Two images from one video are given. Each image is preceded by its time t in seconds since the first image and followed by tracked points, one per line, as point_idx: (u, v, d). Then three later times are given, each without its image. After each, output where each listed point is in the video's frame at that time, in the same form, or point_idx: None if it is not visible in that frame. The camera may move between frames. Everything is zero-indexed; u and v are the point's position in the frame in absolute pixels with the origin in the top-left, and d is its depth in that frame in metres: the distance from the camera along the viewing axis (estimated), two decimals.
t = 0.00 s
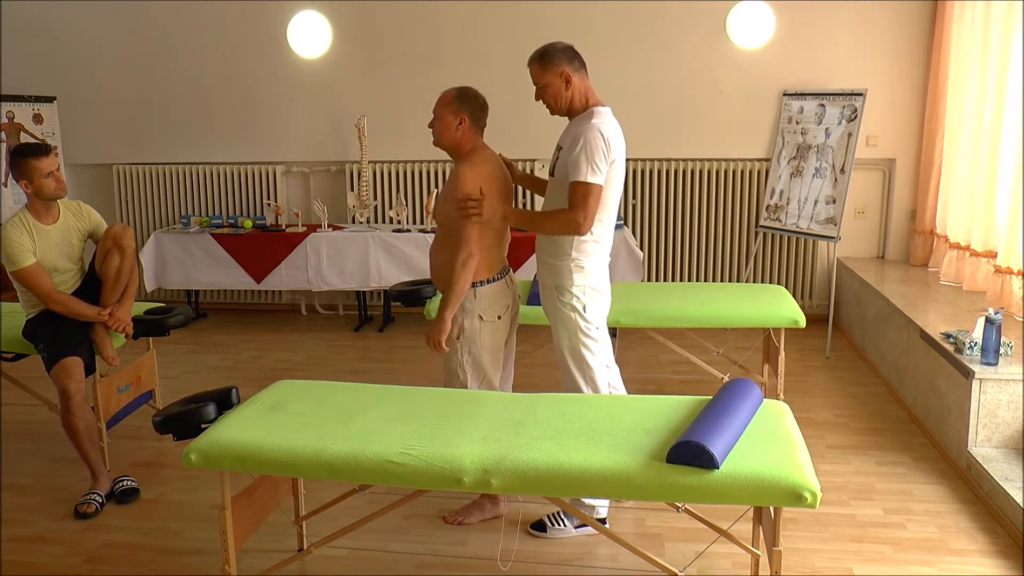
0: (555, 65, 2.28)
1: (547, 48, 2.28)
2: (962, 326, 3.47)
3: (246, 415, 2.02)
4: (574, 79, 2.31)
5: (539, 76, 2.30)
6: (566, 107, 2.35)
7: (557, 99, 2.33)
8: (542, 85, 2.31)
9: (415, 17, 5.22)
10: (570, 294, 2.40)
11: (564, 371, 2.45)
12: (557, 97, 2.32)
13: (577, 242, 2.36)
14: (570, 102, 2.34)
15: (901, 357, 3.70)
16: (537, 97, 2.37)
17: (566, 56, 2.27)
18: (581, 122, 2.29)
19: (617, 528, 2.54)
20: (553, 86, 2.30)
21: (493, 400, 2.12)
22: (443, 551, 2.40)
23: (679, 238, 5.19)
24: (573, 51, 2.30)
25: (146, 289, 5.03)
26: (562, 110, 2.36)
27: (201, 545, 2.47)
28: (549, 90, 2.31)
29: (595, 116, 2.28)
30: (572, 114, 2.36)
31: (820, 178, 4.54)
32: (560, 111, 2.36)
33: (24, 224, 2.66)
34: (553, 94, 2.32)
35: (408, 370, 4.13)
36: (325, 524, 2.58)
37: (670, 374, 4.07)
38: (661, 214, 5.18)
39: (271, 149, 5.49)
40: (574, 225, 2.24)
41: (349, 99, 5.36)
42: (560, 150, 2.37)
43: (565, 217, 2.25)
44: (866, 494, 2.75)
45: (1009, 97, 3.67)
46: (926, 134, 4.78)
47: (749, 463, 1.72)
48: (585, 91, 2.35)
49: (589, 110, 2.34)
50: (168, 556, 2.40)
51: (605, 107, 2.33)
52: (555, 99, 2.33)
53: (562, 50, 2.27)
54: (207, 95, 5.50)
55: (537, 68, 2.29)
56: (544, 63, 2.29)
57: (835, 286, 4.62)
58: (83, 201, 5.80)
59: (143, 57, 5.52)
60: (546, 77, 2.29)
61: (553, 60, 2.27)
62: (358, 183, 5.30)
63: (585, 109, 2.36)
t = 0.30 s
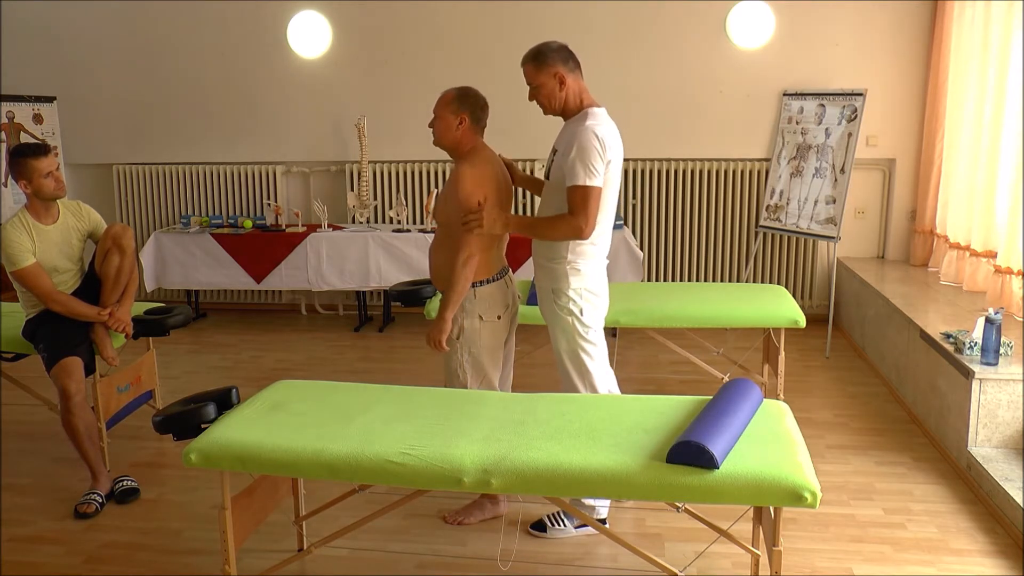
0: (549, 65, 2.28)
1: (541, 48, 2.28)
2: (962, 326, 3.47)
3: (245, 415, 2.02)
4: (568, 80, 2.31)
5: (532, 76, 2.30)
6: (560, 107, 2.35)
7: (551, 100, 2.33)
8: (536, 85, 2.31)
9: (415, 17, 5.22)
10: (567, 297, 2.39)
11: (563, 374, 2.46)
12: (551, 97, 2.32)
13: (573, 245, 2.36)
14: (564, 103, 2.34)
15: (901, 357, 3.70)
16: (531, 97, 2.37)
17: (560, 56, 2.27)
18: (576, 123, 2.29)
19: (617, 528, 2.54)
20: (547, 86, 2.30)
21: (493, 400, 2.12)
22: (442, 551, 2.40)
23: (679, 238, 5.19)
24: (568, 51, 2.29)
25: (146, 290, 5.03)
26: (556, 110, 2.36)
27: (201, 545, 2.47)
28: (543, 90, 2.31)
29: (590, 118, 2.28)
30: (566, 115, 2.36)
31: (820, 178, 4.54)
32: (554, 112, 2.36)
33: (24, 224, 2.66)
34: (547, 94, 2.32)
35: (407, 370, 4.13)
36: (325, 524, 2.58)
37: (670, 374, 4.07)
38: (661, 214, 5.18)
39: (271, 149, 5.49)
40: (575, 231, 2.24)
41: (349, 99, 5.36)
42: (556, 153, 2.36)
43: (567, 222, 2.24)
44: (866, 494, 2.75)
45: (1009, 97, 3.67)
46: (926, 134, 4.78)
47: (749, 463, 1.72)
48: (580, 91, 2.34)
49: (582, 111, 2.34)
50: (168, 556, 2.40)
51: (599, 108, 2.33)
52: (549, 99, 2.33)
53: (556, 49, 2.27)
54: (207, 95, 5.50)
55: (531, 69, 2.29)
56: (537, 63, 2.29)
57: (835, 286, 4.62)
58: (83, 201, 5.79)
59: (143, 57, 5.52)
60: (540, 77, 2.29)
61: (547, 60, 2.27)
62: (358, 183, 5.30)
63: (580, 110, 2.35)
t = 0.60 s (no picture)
0: (538, 68, 2.27)
1: (532, 50, 2.27)
2: (962, 326, 3.47)
3: (245, 415, 2.02)
4: (557, 82, 2.30)
5: (523, 79, 2.30)
6: (550, 110, 2.34)
7: (541, 103, 2.32)
8: (525, 88, 2.31)
9: (415, 17, 5.22)
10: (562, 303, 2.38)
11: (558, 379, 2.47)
12: (540, 100, 2.31)
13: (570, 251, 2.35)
14: (554, 106, 2.33)
15: (901, 357, 3.70)
16: (522, 100, 2.36)
17: (550, 59, 2.26)
18: (566, 126, 2.28)
19: (617, 528, 2.54)
20: (536, 89, 2.29)
21: (493, 400, 2.12)
22: (442, 551, 2.40)
23: (679, 238, 5.19)
24: (558, 53, 2.28)
25: (146, 290, 5.03)
26: (547, 114, 2.35)
27: (201, 545, 2.47)
28: (532, 93, 2.31)
29: (580, 121, 2.26)
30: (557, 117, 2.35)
31: (820, 178, 4.54)
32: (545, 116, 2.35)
33: (24, 224, 2.66)
34: (537, 98, 2.31)
35: (407, 370, 4.13)
36: (325, 524, 2.58)
37: (670, 374, 4.07)
38: (661, 214, 5.18)
39: (271, 149, 5.49)
40: (562, 238, 2.22)
41: (349, 99, 5.36)
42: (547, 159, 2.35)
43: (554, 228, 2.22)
44: (866, 494, 2.75)
45: (1009, 98, 3.67)
46: (926, 134, 4.78)
47: (749, 463, 1.72)
48: (570, 93, 2.33)
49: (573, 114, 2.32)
50: (168, 556, 2.40)
51: (590, 111, 2.31)
52: (538, 103, 2.32)
53: (547, 52, 2.26)
54: (207, 95, 5.50)
55: (521, 72, 2.29)
56: (528, 66, 2.28)
57: (835, 287, 4.62)
58: (83, 201, 5.80)
59: (142, 57, 5.52)
60: (529, 80, 2.29)
61: (538, 62, 2.26)
62: (358, 183, 5.30)
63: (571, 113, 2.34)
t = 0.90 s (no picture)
0: (533, 69, 2.27)
1: (527, 51, 2.27)
2: (962, 326, 3.47)
3: (245, 415, 2.02)
4: (551, 84, 2.29)
5: (517, 79, 2.29)
6: (544, 110, 2.33)
7: (533, 103, 2.32)
8: (519, 87, 2.31)
9: (415, 17, 5.22)
10: (559, 304, 2.38)
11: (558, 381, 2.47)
12: (534, 101, 2.31)
13: (567, 251, 2.36)
14: (547, 107, 2.32)
15: (901, 357, 3.70)
16: (517, 100, 2.36)
17: (544, 60, 2.26)
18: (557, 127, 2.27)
19: (617, 528, 2.54)
20: (529, 90, 2.29)
21: (493, 400, 2.12)
22: (442, 551, 2.40)
23: (679, 238, 5.19)
24: (553, 55, 2.28)
25: (146, 290, 5.03)
26: (541, 114, 2.35)
27: (201, 545, 2.47)
28: (525, 93, 2.31)
29: (572, 123, 2.25)
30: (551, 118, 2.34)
31: (820, 178, 4.54)
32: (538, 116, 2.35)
33: (24, 224, 2.66)
34: (530, 97, 2.31)
35: (407, 370, 4.13)
36: (325, 524, 2.58)
37: (670, 374, 4.07)
38: (661, 214, 5.18)
39: (271, 149, 5.49)
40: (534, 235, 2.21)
41: (349, 99, 5.36)
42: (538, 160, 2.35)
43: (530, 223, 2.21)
44: (866, 494, 2.75)
45: (1009, 98, 3.67)
46: (926, 134, 4.78)
47: (749, 463, 1.72)
48: (563, 94, 2.32)
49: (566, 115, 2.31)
50: (168, 556, 2.40)
51: (583, 113, 2.30)
52: (532, 102, 2.32)
53: (541, 53, 2.26)
54: (207, 95, 5.50)
55: (515, 71, 2.29)
56: (522, 66, 2.28)
57: (835, 287, 4.62)
58: (83, 201, 5.80)
59: (142, 57, 5.52)
60: (523, 80, 2.29)
61: (532, 63, 2.26)
62: (358, 183, 5.30)
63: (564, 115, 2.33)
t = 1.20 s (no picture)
0: (532, 67, 2.26)
1: (526, 49, 2.26)
2: (962, 326, 3.47)
3: (245, 415, 2.02)
4: (550, 82, 2.29)
5: (516, 77, 2.29)
6: (542, 108, 2.33)
7: (531, 101, 2.32)
8: (518, 85, 2.30)
9: (414, 17, 5.22)
10: (558, 297, 2.38)
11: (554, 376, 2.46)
12: (532, 99, 2.31)
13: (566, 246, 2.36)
14: (546, 105, 2.33)
15: (901, 357, 3.70)
16: (513, 97, 2.36)
17: (543, 60, 2.25)
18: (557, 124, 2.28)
19: (618, 527, 2.54)
20: (529, 88, 2.29)
21: (493, 400, 2.12)
22: (442, 551, 2.40)
23: (679, 238, 5.19)
24: (552, 54, 2.28)
25: (146, 290, 5.03)
26: (539, 112, 2.35)
27: (201, 544, 2.47)
28: (523, 90, 2.30)
29: (572, 120, 2.26)
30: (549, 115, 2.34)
31: (820, 178, 4.54)
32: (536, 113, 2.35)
33: (24, 224, 2.66)
34: (528, 95, 2.30)
35: (407, 370, 4.13)
36: (325, 524, 2.58)
37: (670, 374, 4.07)
38: (661, 214, 5.18)
39: (271, 149, 5.49)
40: (554, 230, 2.24)
41: (349, 99, 5.36)
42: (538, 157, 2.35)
43: (546, 220, 2.25)
44: (866, 494, 2.75)
45: (1009, 98, 3.67)
46: (926, 134, 4.78)
47: (749, 463, 1.72)
48: (562, 93, 2.33)
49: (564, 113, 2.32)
50: (168, 556, 2.40)
51: (582, 110, 2.31)
52: (530, 100, 2.32)
53: (541, 52, 2.25)
54: (206, 95, 5.50)
55: (513, 68, 2.29)
56: (521, 65, 2.27)
57: (835, 287, 4.62)
58: (83, 201, 5.80)
59: (142, 56, 5.52)
60: (522, 78, 2.28)
61: (531, 62, 2.26)
62: (358, 183, 5.30)
63: (562, 113, 2.34)
